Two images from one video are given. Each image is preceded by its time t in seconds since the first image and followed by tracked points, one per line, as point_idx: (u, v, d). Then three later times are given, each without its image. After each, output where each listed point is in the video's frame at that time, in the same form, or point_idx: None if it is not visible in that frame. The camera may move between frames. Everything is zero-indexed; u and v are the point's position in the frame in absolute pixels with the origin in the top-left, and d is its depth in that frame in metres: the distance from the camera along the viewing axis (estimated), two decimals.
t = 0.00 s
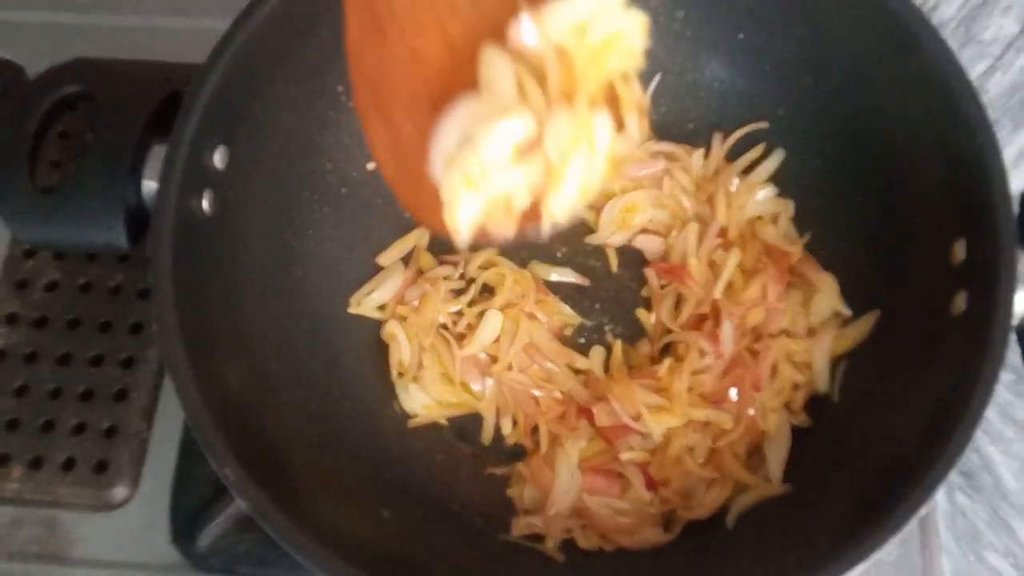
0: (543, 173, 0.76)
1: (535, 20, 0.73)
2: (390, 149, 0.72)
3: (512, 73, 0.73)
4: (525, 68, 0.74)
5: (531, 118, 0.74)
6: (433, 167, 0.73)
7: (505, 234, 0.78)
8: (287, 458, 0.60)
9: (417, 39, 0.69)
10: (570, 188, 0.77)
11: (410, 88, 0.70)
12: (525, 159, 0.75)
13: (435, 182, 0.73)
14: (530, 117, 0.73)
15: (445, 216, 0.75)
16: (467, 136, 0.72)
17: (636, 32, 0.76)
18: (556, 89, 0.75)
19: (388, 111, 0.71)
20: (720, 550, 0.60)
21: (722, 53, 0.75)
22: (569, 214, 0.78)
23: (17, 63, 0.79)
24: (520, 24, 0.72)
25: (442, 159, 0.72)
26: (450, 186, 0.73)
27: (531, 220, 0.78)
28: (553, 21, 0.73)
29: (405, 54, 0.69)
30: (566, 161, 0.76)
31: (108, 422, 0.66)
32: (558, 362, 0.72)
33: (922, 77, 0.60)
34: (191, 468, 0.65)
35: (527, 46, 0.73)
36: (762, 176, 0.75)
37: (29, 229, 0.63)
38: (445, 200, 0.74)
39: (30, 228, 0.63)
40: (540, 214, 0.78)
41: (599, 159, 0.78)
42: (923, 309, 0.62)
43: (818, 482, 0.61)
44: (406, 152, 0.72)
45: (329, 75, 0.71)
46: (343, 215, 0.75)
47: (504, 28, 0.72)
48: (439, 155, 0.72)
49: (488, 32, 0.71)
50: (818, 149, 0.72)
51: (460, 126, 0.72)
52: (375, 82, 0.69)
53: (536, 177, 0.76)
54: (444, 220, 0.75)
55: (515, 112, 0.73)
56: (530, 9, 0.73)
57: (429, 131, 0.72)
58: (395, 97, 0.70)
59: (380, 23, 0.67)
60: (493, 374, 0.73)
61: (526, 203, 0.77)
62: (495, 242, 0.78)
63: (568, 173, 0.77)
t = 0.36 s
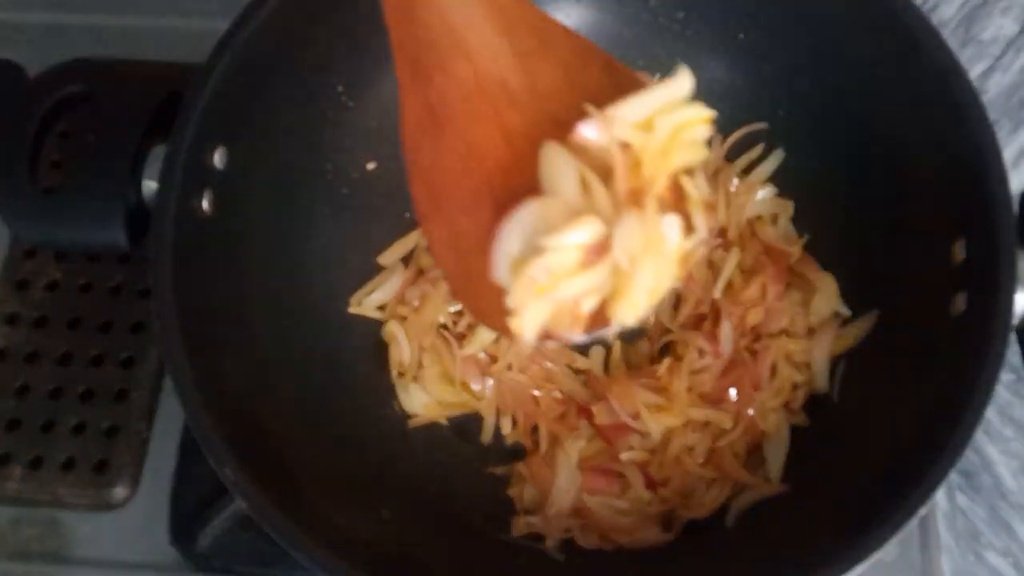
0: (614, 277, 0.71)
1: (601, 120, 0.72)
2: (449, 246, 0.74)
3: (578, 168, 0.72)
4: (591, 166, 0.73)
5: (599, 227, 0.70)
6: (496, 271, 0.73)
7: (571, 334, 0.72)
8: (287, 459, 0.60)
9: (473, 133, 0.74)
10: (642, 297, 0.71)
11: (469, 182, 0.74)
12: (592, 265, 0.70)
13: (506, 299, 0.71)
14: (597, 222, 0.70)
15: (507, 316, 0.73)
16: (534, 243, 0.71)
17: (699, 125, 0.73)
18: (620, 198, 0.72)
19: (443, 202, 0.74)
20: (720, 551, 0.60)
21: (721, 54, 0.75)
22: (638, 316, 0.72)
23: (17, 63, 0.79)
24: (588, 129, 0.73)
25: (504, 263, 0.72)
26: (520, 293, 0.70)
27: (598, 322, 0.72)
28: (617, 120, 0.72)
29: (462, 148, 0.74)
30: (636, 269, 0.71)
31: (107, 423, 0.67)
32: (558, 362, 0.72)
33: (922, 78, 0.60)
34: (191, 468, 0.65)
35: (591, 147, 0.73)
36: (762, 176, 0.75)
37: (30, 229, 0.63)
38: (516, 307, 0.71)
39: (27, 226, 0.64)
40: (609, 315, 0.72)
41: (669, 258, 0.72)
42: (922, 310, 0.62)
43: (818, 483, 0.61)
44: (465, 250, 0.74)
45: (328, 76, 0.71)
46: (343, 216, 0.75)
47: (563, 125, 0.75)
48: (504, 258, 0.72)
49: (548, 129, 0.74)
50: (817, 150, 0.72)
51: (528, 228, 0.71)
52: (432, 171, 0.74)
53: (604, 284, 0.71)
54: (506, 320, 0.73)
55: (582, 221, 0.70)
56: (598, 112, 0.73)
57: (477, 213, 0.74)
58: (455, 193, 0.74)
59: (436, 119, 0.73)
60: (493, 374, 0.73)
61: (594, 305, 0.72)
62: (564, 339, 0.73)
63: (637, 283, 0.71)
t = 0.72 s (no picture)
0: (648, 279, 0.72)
1: (633, 123, 0.73)
2: (482, 255, 0.76)
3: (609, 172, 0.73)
4: (619, 171, 0.74)
5: (633, 229, 0.71)
6: (530, 278, 0.74)
7: (606, 337, 0.73)
8: (287, 458, 0.60)
9: (500, 142, 0.76)
10: (676, 299, 0.72)
11: (498, 191, 0.76)
12: (627, 267, 0.72)
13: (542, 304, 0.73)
14: (630, 225, 0.71)
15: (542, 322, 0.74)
16: (568, 248, 0.72)
17: (726, 126, 0.74)
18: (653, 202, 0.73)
19: (474, 211, 0.76)
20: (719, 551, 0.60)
21: (721, 54, 0.75)
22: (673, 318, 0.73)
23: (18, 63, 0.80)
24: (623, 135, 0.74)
25: (538, 269, 0.73)
26: (557, 296, 0.71)
27: (632, 326, 0.74)
28: (647, 124, 0.73)
29: (490, 156, 0.76)
30: (670, 271, 0.71)
31: (108, 423, 0.67)
32: (557, 362, 0.73)
33: (921, 78, 0.60)
34: (192, 468, 0.65)
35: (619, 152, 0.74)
36: (762, 176, 0.75)
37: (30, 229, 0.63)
38: (552, 312, 0.72)
39: (26, 226, 0.64)
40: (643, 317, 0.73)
41: (702, 259, 0.72)
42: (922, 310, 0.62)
43: (819, 482, 0.61)
44: (498, 260, 0.76)
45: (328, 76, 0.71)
46: (344, 217, 0.75)
47: (591, 133, 0.77)
48: (537, 264, 0.73)
49: (575, 136, 0.77)
50: (817, 150, 0.72)
51: (562, 233, 0.73)
52: (461, 179, 0.76)
53: (639, 285, 0.72)
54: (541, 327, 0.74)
55: (617, 223, 0.71)
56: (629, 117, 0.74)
57: (508, 222, 0.76)
58: (484, 201, 0.76)
59: (463, 128, 0.76)
60: (493, 375, 0.73)
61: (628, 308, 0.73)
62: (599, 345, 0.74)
63: (672, 285, 0.72)
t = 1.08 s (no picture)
0: (695, 268, 0.64)
1: (674, 109, 0.66)
2: (519, 250, 0.71)
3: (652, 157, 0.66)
4: (661, 160, 0.67)
5: (679, 217, 0.63)
6: (570, 273, 0.66)
7: (651, 331, 0.66)
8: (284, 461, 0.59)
9: (533, 131, 0.71)
10: (727, 290, 0.63)
11: (533, 183, 0.71)
12: (673, 256, 0.63)
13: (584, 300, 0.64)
14: (677, 212, 0.63)
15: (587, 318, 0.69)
16: (611, 237, 0.64)
17: (764, 112, 0.67)
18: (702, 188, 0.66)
19: (509, 206, 0.71)
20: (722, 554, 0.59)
21: (724, 50, 0.74)
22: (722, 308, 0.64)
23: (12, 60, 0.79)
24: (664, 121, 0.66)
25: (578, 261, 0.65)
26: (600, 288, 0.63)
27: (676, 321, 0.68)
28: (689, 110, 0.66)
29: (523, 148, 0.71)
30: (720, 259, 0.63)
31: (102, 424, 0.66)
32: (558, 363, 0.72)
33: (926, 74, 0.59)
34: (187, 470, 0.64)
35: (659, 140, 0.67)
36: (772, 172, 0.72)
37: (22, 228, 0.63)
38: (596, 306, 0.63)
39: (17, 225, 0.63)
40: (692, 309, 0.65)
41: (748, 247, 0.64)
42: (927, 310, 0.61)
43: (824, 484, 0.60)
44: (537, 254, 0.71)
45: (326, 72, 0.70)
46: (343, 215, 0.74)
47: (627, 121, 0.70)
48: (577, 254, 0.65)
49: (609, 124, 0.70)
50: (820, 148, 0.71)
51: (603, 221, 0.64)
52: (494, 173, 0.71)
53: (686, 276, 0.64)
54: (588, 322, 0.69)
55: (663, 211, 0.62)
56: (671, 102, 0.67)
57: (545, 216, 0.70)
58: (520, 196, 0.71)
59: (494, 119, 0.71)
60: (493, 376, 0.72)
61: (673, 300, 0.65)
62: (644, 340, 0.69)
63: (722, 273, 0.63)
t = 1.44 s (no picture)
0: (694, 273, 0.64)
1: (672, 110, 0.66)
2: (514, 253, 0.70)
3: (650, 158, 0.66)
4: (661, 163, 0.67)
5: (678, 219, 0.63)
6: (567, 276, 0.66)
7: (649, 336, 0.66)
8: (283, 461, 0.59)
9: (529, 132, 0.71)
10: (729, 293, 0.62)
11: (528, 185, 0.70)
12: (672, 261, 0.63)
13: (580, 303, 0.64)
14: (676, 214, 0.63)
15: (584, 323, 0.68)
16: (609, 240, 0.64)
17: (765, 114, 0.66)
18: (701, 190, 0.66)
19: (504, 208, 0.71)
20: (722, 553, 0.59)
21: (725, 50, 0.74)
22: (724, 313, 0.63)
23: (10, 60, 0.78)
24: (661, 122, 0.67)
25: (575, 265, 0.65)
26: (599, 291, 0.62)
27: (675, 326, 0.68)
28: (688, 112, 0.66)
29: (518, 149, 0.71)
30: (719, 262, 0.62)
31: (101, 424, 0.65)
32: (558, 363, 0.72)
33: (927, 73, 0.59)
34: (186, 471, 0.64)
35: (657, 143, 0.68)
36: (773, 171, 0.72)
37: (20, 228, 0.62)
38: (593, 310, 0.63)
39: (15, 225, 0.62)
40: (692, 314, 0.64)
41: (749, 250, 0.63)
42: (928, 310, 0.61)
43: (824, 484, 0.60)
44: (532, 258, 0.70)
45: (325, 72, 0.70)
46: (342, 215, 0.74)
47: (624, 122, 0.70)
48: (575, 257, 0.65)
49: (608, 126, 0.70)
50: (821, 147, 0.71)
51: (601, 224, 0.64)
52: (489, 174, 0.71)
53: (686, 280, 0.64)
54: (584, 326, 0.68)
55: (662, 212, 0.62)
56: (669, 103, 0.67)
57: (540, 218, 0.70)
58: (514, 196, 0.70)
59: (488, 119, 0.71)
60: (493, 376, 0.72)
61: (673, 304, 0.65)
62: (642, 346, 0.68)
63: (722, 276, 0.62)
